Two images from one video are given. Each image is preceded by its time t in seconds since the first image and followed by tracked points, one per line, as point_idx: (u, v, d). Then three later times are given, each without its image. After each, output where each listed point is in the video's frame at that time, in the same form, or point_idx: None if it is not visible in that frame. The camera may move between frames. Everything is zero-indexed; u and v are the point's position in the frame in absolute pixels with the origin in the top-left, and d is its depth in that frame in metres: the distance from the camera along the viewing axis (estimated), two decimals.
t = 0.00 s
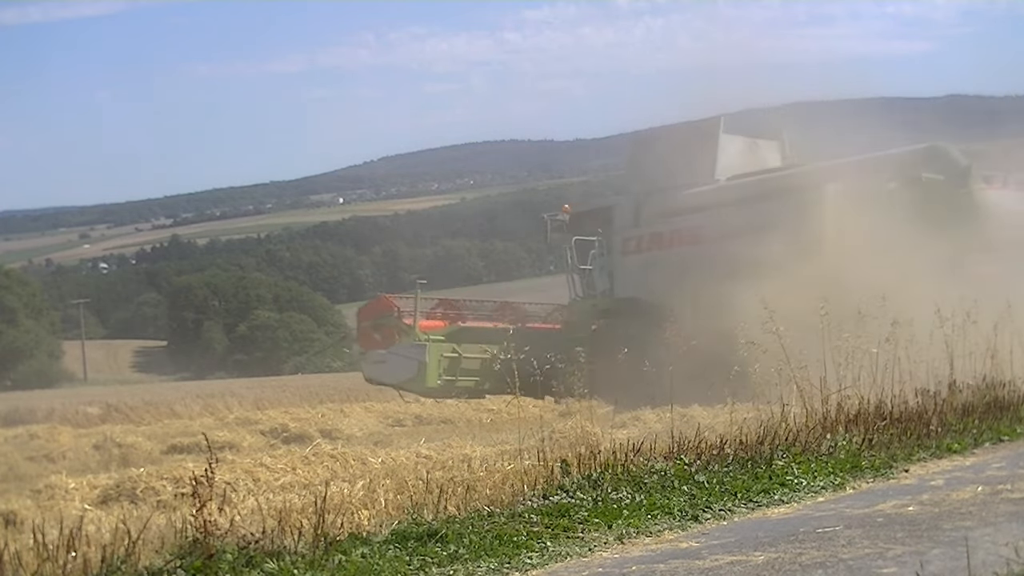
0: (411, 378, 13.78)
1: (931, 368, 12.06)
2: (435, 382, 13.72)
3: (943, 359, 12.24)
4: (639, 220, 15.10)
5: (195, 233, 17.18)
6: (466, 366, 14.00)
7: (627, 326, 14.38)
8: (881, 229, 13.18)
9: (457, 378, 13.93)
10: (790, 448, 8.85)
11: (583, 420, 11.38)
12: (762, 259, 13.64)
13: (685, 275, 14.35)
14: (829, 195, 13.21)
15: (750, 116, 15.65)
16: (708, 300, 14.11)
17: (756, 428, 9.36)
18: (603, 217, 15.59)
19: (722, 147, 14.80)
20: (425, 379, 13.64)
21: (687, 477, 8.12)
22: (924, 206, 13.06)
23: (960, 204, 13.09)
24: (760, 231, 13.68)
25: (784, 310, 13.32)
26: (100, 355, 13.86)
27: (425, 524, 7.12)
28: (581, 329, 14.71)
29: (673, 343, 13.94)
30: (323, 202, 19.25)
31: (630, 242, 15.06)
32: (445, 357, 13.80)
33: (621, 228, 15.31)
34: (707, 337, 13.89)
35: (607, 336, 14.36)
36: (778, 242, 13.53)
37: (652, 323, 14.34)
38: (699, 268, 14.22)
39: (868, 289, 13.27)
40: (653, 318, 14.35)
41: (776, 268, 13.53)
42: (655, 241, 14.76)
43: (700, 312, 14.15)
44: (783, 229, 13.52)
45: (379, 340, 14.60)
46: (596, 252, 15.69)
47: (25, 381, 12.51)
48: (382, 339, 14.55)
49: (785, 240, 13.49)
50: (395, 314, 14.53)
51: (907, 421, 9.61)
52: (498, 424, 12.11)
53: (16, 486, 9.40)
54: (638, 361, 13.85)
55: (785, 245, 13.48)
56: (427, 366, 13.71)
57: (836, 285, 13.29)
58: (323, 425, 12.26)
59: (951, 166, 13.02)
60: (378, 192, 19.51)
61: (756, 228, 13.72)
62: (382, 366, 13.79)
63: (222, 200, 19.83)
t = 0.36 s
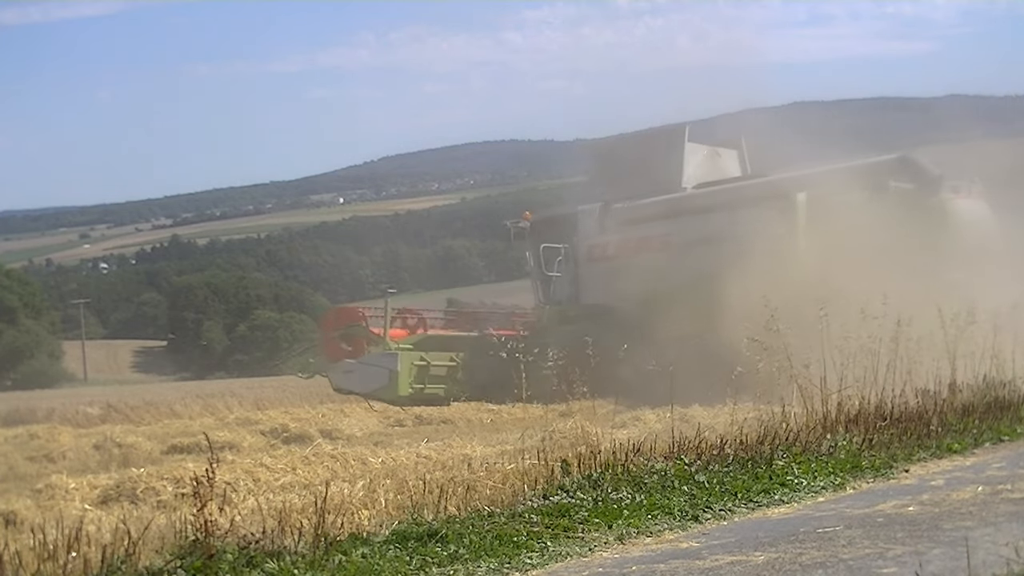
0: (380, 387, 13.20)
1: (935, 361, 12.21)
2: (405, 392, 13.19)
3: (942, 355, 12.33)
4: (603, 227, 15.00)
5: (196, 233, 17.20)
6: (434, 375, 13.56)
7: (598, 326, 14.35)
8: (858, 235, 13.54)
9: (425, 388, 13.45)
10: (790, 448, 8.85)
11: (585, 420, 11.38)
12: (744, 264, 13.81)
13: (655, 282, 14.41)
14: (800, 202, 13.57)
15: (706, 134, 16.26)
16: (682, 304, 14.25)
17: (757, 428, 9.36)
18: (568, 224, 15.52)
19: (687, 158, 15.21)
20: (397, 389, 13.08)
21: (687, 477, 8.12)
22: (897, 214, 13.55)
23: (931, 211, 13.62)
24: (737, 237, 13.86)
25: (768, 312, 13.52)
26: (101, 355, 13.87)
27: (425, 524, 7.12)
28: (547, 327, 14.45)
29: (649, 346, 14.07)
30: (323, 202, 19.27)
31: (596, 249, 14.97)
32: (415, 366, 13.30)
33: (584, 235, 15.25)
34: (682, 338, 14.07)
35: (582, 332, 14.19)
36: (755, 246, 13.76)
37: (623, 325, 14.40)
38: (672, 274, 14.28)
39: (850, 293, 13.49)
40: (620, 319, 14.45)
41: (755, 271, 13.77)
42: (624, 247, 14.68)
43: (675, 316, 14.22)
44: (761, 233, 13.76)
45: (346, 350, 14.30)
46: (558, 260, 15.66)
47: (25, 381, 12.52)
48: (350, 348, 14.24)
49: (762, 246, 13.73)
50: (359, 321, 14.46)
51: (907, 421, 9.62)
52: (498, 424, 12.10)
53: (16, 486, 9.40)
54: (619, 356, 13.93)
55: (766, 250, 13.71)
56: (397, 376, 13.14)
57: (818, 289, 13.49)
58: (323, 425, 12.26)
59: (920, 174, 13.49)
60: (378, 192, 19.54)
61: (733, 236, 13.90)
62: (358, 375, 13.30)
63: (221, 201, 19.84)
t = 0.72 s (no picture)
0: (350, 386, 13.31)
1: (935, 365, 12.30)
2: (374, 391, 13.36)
3: (940, 360, 12.43)
4: (572, 229, 15.16)
5: (195, 233, 17.21)
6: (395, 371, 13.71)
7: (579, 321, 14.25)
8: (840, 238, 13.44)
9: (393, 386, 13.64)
10: (790, 448, 8.85)
11: (585, 420, 11.37)
12: (723, 265, 13.77)
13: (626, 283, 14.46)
14: (771, 205, 13.52)
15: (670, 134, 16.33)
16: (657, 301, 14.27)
17: (757, 428, 9.36)
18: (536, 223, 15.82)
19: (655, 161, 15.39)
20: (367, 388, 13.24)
21: (687, 477, 8.12)
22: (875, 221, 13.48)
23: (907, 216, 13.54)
24: (709, 239, 13.89)
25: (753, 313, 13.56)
26: (101, 354, 13.86)
27: (425, 524, 7.12)
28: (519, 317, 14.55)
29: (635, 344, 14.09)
30: (324, 202, 19.30)
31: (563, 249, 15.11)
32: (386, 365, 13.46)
33: (554, 234, 15.38)
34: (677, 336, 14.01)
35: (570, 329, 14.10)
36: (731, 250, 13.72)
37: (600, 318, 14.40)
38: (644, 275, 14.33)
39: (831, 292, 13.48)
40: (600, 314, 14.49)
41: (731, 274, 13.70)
42: (591, 249, 14.85)
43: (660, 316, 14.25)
44: (735, 234, 13.78)
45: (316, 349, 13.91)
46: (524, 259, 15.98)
47: (25, 381, 12.51)
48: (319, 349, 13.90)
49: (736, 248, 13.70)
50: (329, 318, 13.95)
51: (907, 422, 9.62)
52: (499, 424, 12.09)
53: (16, 486, 9.39)
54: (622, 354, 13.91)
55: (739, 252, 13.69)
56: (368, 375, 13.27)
57: (809, 290, 13.52)
58: (323, 424, 12.26)
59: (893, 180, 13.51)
60: (377, 193, 19.57)
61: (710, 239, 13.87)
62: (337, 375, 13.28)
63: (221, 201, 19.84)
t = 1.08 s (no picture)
0: (320, 382, 13.42)
1: (932, 364, 12.37)
2: (344, 389, 13.46)
3: (942, 358, 12.44)
4: (539, 230, 15.13)
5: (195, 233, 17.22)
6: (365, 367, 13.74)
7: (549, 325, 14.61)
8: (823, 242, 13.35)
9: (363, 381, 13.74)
10: (790, 448, 8.84)
11: (585, 420, 11.35)
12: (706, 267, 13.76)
13: (595, 288, 14.51)
14: (738, 212, 13.64)
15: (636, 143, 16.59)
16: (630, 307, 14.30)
17: (757, 428, 9.35)
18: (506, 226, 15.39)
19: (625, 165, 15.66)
20: (338, 386, 13.37)
21: (687, 477, 8.11)
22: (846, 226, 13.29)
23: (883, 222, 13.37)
24: (677, 243, 13.95)
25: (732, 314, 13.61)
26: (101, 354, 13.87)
27: (425, 524, 7.12)
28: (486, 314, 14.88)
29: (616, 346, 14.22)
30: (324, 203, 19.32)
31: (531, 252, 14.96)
32: (355, 363, 13.56)
33: (523, 236, 15.22)
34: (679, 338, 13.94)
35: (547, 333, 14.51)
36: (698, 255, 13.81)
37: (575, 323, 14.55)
38: (614, 279, 14.36)
39: (808, 295, 13.41)
40: (576, 318, 14.56)
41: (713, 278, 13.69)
42: (558, 252, 14.81)
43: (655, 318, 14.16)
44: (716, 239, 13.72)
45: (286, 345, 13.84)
46: (496, 262, 15.45)
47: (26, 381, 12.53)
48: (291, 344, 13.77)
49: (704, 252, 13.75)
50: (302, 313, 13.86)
51: (907, 421, 9.61)
52: (498, 424, 12.08)
53: (16, 486, 9.39)
54: (614, 355, 14.16)
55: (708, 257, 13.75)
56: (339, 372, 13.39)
57: (806, 295, 13.40)
58: (323, 424, 12.25)
59: (863, 189, 13.23)
60: (377, 193, 19.59)
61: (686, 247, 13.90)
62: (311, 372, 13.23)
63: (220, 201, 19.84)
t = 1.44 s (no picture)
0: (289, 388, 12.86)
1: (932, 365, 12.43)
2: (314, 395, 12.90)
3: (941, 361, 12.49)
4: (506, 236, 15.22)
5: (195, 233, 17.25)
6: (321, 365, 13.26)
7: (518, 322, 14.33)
8: (791, 248, 13.34)
9: (331, 387, 13.23)
10: (790, 448, 8.84)
11: (585, 420, 11.34)
12: (680, 268, 13.81)
13: (562, 289, 14.62)
14: (704, 217, 13.73)
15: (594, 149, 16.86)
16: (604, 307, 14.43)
17: (758, 428, 9.36)
18: (473, 229, 15.52)
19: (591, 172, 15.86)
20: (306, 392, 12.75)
21: (687, 477, 8.12)
22: (812, 231, 13.30)
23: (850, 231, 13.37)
24: (644, 246, 14.11)
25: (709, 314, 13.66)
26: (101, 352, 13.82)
27: (425, 524, 7.12)
28: (452, 320, 14.54)
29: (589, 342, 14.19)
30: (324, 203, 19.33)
31: (499, 255, 14.99)
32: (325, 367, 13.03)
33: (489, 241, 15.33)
34: (663, 337, 13.93)
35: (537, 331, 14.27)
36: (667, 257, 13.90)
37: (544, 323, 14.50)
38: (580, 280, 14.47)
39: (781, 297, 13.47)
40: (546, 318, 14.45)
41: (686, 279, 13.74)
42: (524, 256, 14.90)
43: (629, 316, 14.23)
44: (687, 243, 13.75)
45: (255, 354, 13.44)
46: (463, 265, 15.48)
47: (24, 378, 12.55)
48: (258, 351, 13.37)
49: (676, 254, 13.86)
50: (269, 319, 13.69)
51: (907, 421, 9.62)
52: (498, 424, 12.06)
53: (17, 486, 9.39)
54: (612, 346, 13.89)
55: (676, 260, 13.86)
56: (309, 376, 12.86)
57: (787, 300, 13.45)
58: (323, 424, 12.25)
59: (828, 195, 13.39)
60: (377, 192, 19.61)
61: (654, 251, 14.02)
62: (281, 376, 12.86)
63: (221, 201, 19.86)
